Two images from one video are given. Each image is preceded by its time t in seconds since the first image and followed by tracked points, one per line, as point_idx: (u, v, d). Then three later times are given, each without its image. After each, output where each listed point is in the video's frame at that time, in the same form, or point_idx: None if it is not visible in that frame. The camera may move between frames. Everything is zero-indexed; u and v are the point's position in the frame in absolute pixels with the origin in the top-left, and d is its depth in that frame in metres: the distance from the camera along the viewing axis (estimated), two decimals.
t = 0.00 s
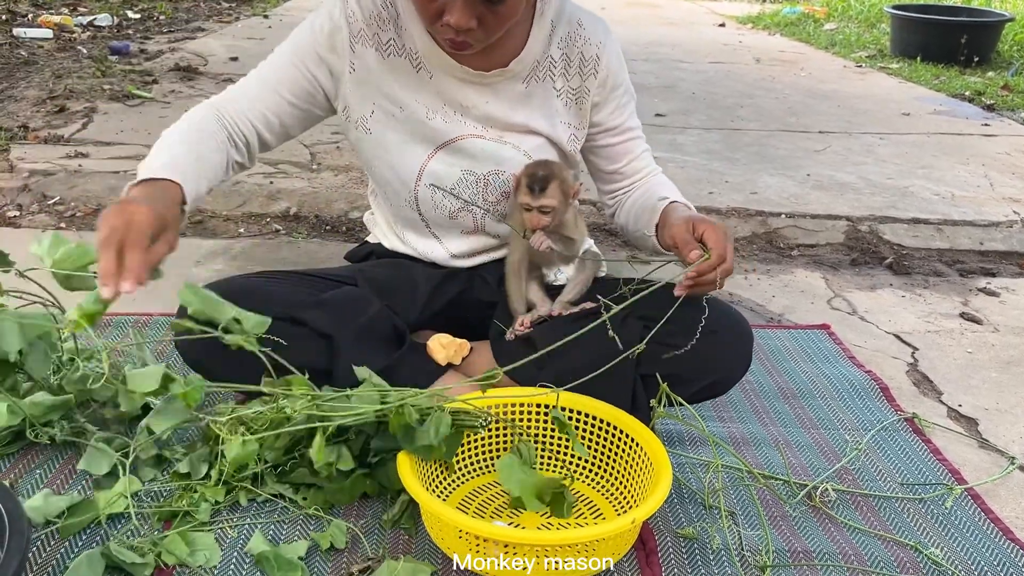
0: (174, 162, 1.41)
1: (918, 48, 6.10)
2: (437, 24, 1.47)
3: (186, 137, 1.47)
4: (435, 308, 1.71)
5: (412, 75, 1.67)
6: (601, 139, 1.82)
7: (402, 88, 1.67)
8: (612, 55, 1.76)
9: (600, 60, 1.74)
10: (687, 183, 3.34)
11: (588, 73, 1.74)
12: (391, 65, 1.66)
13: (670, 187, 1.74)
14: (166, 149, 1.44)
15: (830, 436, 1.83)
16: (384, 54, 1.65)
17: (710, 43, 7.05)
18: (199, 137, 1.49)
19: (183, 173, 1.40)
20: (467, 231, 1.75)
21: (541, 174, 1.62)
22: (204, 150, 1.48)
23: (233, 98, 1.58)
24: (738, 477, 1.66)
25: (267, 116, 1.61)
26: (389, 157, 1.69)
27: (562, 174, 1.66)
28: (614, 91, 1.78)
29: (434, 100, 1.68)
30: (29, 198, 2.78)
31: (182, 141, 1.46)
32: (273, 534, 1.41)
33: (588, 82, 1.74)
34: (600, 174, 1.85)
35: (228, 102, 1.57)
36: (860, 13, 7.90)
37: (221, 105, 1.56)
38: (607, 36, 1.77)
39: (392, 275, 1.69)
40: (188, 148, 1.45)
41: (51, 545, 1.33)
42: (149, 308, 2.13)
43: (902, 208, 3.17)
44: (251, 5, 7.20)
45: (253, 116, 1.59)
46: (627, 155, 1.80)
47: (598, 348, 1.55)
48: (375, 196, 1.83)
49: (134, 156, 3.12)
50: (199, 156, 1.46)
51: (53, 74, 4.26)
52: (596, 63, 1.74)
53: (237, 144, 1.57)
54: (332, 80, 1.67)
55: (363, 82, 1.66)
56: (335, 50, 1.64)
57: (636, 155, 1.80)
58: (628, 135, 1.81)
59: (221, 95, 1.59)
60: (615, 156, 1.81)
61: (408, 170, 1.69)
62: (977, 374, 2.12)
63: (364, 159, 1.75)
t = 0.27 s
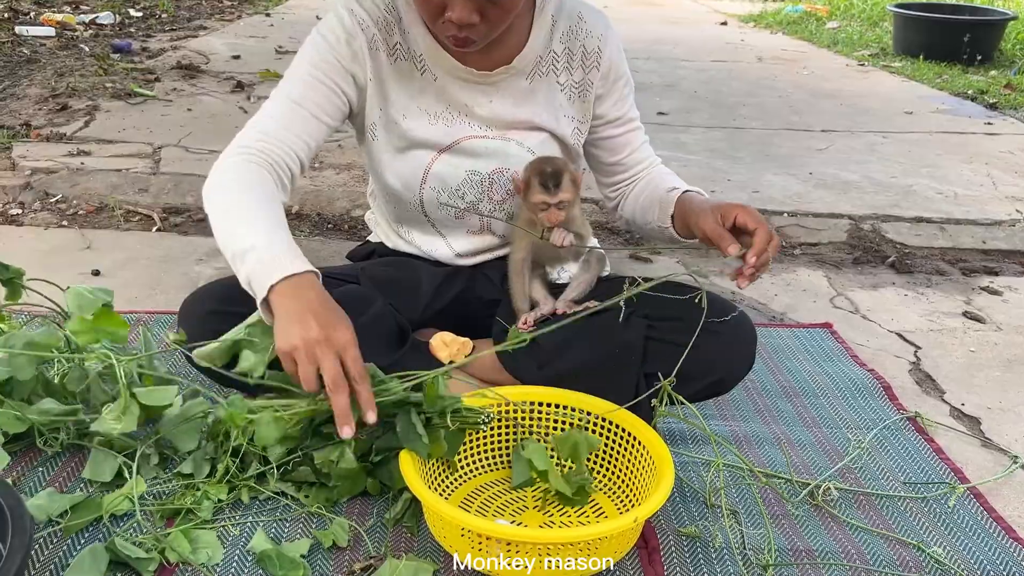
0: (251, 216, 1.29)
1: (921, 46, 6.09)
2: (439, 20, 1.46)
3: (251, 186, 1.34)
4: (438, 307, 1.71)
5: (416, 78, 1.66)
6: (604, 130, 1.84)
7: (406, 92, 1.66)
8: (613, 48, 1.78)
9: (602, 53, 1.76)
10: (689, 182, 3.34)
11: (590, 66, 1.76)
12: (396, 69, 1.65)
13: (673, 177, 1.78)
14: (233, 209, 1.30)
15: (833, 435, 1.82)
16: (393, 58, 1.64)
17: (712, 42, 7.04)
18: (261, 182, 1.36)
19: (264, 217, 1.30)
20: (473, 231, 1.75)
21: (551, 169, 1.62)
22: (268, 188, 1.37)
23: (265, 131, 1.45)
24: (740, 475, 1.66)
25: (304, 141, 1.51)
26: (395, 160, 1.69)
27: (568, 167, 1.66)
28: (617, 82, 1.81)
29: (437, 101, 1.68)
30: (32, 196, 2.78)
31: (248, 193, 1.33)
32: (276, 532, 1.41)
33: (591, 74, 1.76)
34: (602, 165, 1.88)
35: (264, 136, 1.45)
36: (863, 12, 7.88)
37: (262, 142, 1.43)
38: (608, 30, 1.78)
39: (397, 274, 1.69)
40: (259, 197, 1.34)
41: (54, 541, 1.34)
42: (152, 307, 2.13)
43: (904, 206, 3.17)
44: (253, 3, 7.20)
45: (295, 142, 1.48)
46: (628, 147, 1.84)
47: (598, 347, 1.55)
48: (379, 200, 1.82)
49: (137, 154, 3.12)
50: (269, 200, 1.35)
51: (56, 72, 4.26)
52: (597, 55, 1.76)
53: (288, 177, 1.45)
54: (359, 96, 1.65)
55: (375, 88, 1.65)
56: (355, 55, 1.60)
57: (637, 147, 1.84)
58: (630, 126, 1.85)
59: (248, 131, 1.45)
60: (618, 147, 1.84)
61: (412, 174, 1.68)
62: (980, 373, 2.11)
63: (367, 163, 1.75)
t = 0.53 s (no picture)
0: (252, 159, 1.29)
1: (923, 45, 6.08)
2: (460, 12, 1.45)
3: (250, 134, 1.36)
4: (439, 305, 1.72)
5: (426, 71, 1.66)
6: (615, 133, 1.82)
7: (416, 85, 1.66)
8: (625, 49, 1.77)
9: (612, 55, 1.75)
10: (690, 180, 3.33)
11: (601, 68, 1.75)
12: (407, 61, 1.65)
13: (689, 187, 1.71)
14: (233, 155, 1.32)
15: (834, 434, 1.82)
16: (404, 49, 1.64)
17: (714, 40, 7.03)
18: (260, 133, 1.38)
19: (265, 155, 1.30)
20: (473, 230, 1.74)
21: (557, 166, 1.61)
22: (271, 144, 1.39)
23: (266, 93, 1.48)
24: (740, 473, 1.66)
25: (305, 108, 1.52)
26: (400, 156, 1.69)
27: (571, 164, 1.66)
28: (629, 85, 1.79)
29: (447, 97, 1.68)
30: (33, 194, 2.78)
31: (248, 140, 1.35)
32: (276, 530, 1.41)
33: (602, 76, 1.75)
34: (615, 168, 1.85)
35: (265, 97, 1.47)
36: (865, 10, 7.87)
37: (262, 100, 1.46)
38: (619, 32, 1.78)
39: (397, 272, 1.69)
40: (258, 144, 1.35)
41: (54, 540, 1.34)
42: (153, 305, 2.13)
43: (906, 205, 3.16)
44: (255, 2, 7.20)
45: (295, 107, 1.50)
46: (640, 149, 1.80)
47: (598, 346, 1.54)
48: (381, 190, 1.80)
49: (138, 153, 3.12)
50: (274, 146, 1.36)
51: (57, 70, 4.26)
52: (608, 58, 1.75)
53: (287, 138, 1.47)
54: (364, 80, 1.66)
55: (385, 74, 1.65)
56: (363, 36, 1.61)
57: (650, 150, 1.78)
58: (643, 129, 1.81)
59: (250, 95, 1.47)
60: (629, 150, 1.81)
61: (418, 165, 1.69)
62: (982, 372, 2.11)
63: (376, 150, 1.76)
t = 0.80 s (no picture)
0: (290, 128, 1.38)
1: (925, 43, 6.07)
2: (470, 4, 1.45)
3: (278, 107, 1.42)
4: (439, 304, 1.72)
5: (432, 62, 1.67)
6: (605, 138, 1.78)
7: (422, 76, 1.67)
8: (625, 50, 1.77)
9: (611, 56, 1.75)
10: (691, 178, 3.33)
11: (599, 70, 1.76)
12: (415, 52, 1.66)
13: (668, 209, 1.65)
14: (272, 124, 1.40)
15: (835, 432, 1.82)
16: (413, 38, 1.66)
17: (715, 38, 7.02)
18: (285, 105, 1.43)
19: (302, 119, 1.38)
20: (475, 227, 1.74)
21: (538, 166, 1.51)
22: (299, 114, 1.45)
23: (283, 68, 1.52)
24: (740, 472, 1.66)
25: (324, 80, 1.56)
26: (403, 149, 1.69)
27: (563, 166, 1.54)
28: (625, 87, 1.77)
29: (452, 90, 1.69)
30: (34, 193, 2.78)
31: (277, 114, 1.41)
32: (275, 530, 1.42)
33: (598, 78, 1.76)
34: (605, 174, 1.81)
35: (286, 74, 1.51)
36: (867, 8, 7.86)
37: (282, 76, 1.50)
38: (622, 35, 1.78)
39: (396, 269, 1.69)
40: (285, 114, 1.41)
41: (55, 539, 1.34)
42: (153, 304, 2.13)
43: (907, 203, 3.16)
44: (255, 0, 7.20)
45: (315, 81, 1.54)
46: (625, 156, 1.75)
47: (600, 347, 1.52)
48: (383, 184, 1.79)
49: (139, 151, 3.12)
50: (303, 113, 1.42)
51: (58, 69, 4.26)
52: (607, 58, 1.75)
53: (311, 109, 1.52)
54: (373, 68, 1.67)
55: (398, 58, 1.66)
56: (373, 22, 1.64)
57: (636, 158, 1.74)
58: (631, 134, 1.76)
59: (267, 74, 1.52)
60: (616, 155, 1.76)
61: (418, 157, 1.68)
62: (982, 370, 2.11)
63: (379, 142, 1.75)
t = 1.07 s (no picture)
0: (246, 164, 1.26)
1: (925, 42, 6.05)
2: (481, 7, 1.46)
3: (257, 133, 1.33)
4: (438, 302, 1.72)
5: (435, 64, 1.66)
6: (621, 133, 1.79)
7: (424, 79, 1.66)
8: (633, 50, 1.77)
9: (621, 55, 1.75)
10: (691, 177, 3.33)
11: (610, 68, 1.75)
12: (418, 54, 1.65)
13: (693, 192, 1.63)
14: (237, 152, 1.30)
15: (835, 431, 1.82)
16: (416, 42, 1.64)
17: (716, 37, 7.02)
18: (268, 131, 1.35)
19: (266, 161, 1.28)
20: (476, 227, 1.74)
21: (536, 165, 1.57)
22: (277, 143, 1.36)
23: (280, 83, 1.45)
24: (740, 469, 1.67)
25: (315, 102, 1.48)
26: (405, 151, 1.69)
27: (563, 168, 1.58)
28: (636, 84, 1.78)
29: (455, 91, 1.68)
30: (34, 192, 2.78)
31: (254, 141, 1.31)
32: (274, 528, 1.42)
33: (610, 75, 1.75)
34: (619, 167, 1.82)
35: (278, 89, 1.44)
36: (868, 7, 7.85)
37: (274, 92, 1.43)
38: (628, 33, 1.77)
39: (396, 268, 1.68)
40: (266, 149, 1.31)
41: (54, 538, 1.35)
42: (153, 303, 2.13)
43: (907, 202, 3.15)
44: None
45: (305, 102, 1.46)
46: (644, 152, 1.76)
47: (598, 345, 1.54)
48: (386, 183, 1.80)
49: (139, 150, 3.12)
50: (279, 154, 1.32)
51: (58, 68, 4.26)
52: (617, 56, 1.75)
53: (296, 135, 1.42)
54: (374, 75, 1.65)
55: (400, 67, 1.65)
56: (375, 30, 1.60)
57: (653, 153, 1.75)
58: (648, 130, 1.78)
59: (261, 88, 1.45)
60: (633, 150, 1.78)
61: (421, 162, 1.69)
62: (982, 369, 2.11)
63: (381, 143, 1.75)
